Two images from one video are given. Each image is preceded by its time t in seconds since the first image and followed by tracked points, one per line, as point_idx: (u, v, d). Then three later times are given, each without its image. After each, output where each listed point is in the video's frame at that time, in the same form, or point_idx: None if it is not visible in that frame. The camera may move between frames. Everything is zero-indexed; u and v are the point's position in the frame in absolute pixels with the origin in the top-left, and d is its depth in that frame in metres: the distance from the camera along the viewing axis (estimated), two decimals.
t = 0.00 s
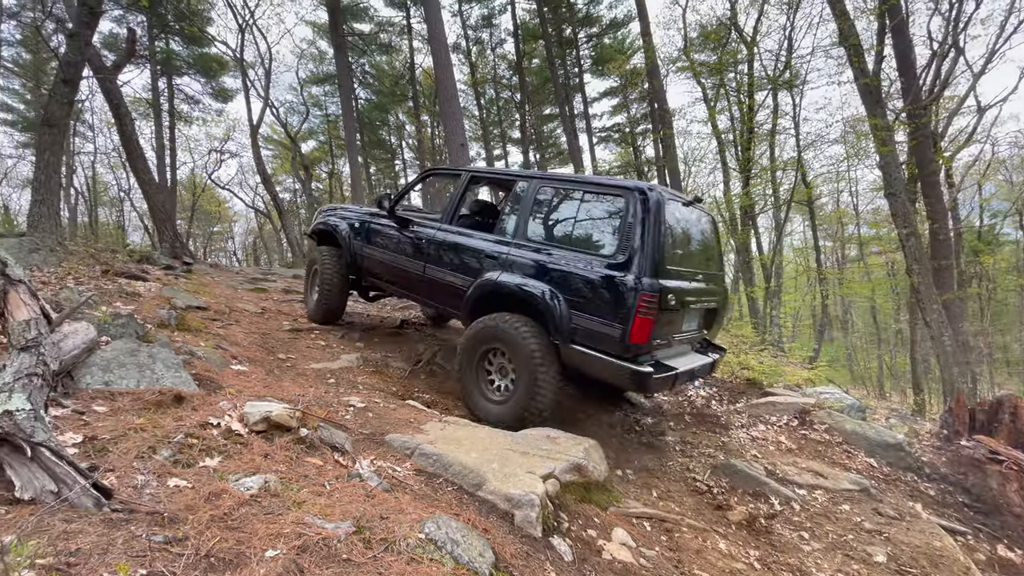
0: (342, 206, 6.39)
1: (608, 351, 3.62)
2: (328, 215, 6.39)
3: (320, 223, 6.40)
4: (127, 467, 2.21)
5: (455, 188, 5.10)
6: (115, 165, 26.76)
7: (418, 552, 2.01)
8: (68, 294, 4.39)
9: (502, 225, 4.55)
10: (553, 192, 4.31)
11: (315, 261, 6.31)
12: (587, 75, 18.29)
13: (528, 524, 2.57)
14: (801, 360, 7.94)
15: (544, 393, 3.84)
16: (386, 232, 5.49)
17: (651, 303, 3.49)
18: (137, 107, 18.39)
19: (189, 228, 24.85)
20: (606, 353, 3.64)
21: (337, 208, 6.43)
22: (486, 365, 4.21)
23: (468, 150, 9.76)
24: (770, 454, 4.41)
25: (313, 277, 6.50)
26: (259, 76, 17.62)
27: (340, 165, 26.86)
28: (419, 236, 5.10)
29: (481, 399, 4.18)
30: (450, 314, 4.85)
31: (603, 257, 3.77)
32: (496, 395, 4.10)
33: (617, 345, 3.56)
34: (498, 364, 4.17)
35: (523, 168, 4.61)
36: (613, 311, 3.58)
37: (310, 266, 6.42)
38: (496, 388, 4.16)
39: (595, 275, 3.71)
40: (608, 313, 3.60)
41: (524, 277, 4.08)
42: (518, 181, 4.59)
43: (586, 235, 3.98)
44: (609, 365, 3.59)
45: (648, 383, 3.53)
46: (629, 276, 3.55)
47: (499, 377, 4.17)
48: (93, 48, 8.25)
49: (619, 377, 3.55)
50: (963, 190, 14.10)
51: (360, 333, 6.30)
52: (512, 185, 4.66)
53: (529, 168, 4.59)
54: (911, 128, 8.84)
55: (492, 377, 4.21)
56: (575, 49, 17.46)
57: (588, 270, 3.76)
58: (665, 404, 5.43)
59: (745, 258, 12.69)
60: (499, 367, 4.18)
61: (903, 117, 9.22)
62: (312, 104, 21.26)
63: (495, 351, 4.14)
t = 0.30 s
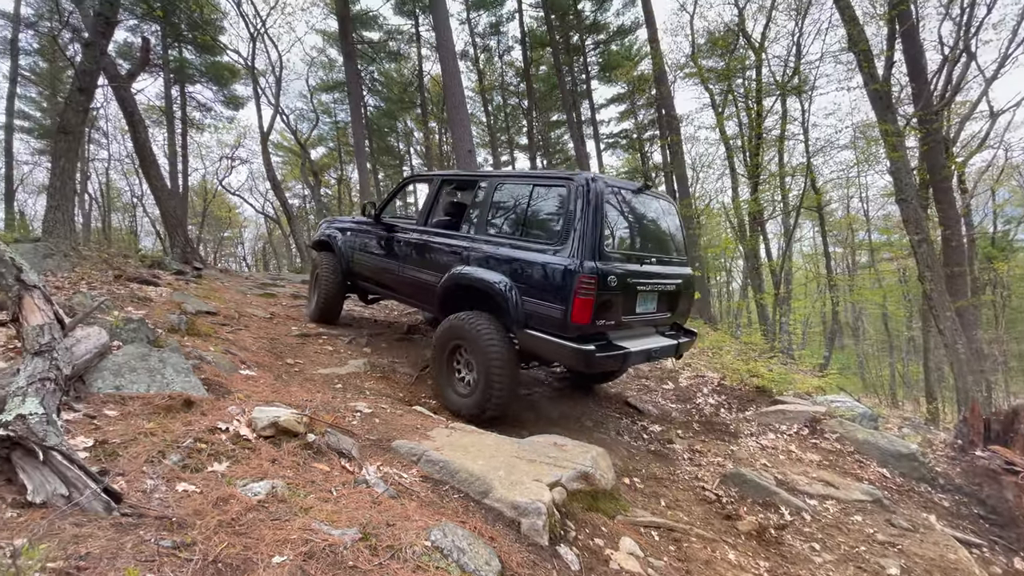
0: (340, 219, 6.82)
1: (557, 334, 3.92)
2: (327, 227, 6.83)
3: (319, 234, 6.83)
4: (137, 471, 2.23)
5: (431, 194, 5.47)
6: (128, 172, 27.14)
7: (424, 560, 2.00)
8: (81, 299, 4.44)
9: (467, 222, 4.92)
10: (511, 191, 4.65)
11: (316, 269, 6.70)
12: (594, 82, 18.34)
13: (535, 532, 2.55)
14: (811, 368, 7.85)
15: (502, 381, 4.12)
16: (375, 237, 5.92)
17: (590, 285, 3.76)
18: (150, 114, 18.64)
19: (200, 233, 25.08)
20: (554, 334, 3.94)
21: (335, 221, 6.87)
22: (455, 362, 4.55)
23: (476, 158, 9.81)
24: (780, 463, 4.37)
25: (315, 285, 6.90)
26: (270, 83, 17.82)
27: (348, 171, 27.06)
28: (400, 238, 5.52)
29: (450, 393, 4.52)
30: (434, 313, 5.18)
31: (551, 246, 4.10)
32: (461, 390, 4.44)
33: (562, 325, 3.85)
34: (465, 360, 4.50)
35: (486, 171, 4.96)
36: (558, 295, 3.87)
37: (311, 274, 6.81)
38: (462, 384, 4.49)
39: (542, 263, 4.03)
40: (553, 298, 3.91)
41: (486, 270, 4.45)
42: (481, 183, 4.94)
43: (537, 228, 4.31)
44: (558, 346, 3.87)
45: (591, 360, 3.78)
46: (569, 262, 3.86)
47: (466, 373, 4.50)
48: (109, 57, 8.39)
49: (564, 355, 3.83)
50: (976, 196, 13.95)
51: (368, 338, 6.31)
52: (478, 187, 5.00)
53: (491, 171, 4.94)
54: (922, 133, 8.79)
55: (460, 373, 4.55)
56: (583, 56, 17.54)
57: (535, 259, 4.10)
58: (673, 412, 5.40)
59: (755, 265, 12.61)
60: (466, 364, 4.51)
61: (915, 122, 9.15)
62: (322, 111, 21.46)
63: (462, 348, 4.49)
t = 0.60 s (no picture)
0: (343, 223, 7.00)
1: (533, 328, 4.04)
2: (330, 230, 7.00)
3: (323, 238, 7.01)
4: (150, 476, 2.24)
5: (427, 199, 5.64)
6: (140, 177, 27.46)
7: (433, 567, 2.00)
8: (94, 304, 4.49)
9: (459, 224, 5.08)
10: (498, 196, 4.81)
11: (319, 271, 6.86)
12: (601, 88, 18.37)
13: (543, 541, 2.54)
14: (821, 375, 7.77)
15: (486, 371, 4.27)
16: (375, 242, 6.08)
17: (566, 282, 3.90)
18: (162, 120, 18.86)
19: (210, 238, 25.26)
20: (531, 328, 4.06)
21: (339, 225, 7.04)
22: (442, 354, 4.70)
23: (483, 163, 9.84)
24: (790, 472, 4.33)
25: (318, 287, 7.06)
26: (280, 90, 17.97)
27: (356, 177, 27.24)
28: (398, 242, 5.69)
29: (436, 383, 4.69)
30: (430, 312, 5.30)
31: (530, 248, 4.25)
32: (447, 380, 4.60)
33: (539, 321, 3.98)
34: (452, 351, 4.66)
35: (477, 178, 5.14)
36: (535, 292, 4.01)
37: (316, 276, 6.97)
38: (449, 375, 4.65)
39: (521, 263, 4.18)
40: (530, 294, 4.05)
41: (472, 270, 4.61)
42: (473, 189, 5.11)
43: (519, 230, 4.47)
44: (534, 340, 3.99)
45: (566, 353, 3.89)
46: (546, 262, 4.01)
47: (452, 364, 4.66)
48: (122, 65, 8.50)
49: (540, 348, 3.93)
50: (987, 202, 13.81)
51: (375, 343, 6.32)
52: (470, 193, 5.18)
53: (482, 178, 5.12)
54: (932, 138, 8.73)
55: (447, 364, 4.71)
56: (590, 62, 17.58)
57: (516, 260, 4.25)
58: (682, 419, 5.37)
59: (764, 270, 12.52)
60: (452, 356, 4.67)
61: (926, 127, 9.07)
62: (331, 117, 21.64)
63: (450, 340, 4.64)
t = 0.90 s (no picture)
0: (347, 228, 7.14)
1: (511, 320, 4.17)
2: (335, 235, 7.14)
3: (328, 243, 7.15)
4: (160, 477, 2.26)
5: (422, 204, 5.78)
6: (152, 182, 27.79)
7: (441, 572, 1.99)
8: (107, 307, 4.53)
9: (451, 227, 5.23)
10: (485, 201, 4.98)
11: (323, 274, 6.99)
12: (608, 92, 18.38)
13: (551, 546, 2.52)
14: (832, 380, 7.69)
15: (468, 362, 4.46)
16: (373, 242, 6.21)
17: (540, 277, 4.03)
18: (174, 126, 19.09)
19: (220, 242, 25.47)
20: (509, 321, 4.20)
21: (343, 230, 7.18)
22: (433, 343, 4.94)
23: (491, 168, 9.86)
24: (801, 479, 4.28)
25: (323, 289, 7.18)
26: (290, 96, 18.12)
27: (365, 182, 27.39)
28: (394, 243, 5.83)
29: (426, 370, 4.94)
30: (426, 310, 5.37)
31: (510, 248, 4.41)
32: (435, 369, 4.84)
33: (515, 313, 4.12)
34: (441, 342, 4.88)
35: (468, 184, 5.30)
36: (513, 287, 4.16)
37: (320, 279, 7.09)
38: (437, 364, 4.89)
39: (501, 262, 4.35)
40: (508, 289, 4.20)
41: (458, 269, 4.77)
42: (464, 195, 5.27)
43: (501, 232, 4.63)
44: (511, 331, 4.12)
45: (539, 343, 4.00)
46: (522, 259, 4.17)
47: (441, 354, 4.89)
48: (135, 72, 8.63)
49: (516, 339, 4.06)
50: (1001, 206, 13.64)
51: (382, 347, 6.33)
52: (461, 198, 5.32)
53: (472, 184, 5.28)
54: (944, 141, 8.64)
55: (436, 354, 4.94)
56: (597, 67, 17.58)
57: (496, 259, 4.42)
58: (691, 424, 5.33)
59: (773, 275, 12.41)
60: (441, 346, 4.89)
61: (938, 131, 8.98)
62: (340, 123, 21.81)
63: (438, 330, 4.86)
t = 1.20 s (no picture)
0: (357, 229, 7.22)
1: (500, 301, 4.24)
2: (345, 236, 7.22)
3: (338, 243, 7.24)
4: (172, 479, 2.28)
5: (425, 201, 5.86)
6: (165, 188, 28.14)
7: None
8: (121, 311, 4.59)
9: (451, 222, 5.30)
10: (482, 195, 5.07)
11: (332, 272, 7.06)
12: (616, 97, 18.37)
13: (560, 551, 2.51)
14: (844, 386, 7.58)
15: (460, 350, 4.55)
16: (377, 240, 6.33)
17: (528, 259, 4.09)
18: (187, 133, 19.33)
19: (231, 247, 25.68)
20: (499, 301, 4.26)
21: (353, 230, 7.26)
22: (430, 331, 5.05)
23: (499, 172, 9.88)
24: (814, 486, 4.23)
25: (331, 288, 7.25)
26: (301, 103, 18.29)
27: (374, 187, 27.53)
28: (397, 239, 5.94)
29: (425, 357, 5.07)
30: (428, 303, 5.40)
31: (502, 235, 4.49)
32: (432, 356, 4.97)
33: (504, 293, 4.18)
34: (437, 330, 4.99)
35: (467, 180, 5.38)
36: (503, 269, 4.22)
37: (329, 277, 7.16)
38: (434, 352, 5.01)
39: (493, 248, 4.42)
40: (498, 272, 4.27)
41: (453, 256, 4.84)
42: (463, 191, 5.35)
43: (495, 222, 4.72)
44: (500, 310, 4.18)
45: (525, 321, 4.04)
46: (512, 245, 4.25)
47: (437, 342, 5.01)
48: (150, 80, 8.77)
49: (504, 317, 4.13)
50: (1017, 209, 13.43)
51: (391, 351, 6.34)
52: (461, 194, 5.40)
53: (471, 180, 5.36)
54: (958, 144, 8.52)
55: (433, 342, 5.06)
56: (605, 71, 17.59)
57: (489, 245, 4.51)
58: (701, 430, 5.28)
59: (784, 279, 12.28)
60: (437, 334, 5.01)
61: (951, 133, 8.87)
62: (349, 128, 21.99)
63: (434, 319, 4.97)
